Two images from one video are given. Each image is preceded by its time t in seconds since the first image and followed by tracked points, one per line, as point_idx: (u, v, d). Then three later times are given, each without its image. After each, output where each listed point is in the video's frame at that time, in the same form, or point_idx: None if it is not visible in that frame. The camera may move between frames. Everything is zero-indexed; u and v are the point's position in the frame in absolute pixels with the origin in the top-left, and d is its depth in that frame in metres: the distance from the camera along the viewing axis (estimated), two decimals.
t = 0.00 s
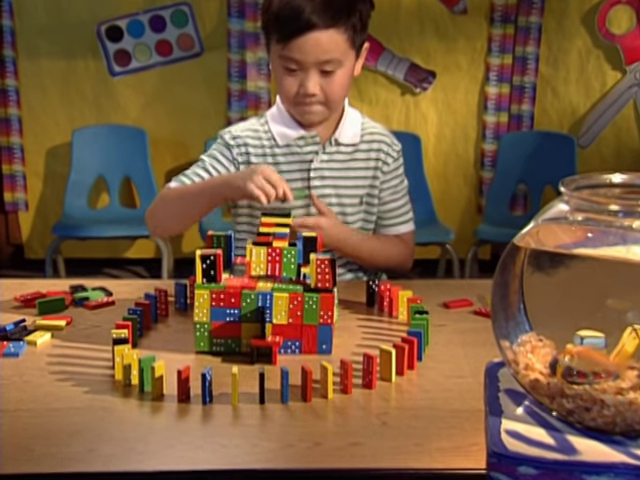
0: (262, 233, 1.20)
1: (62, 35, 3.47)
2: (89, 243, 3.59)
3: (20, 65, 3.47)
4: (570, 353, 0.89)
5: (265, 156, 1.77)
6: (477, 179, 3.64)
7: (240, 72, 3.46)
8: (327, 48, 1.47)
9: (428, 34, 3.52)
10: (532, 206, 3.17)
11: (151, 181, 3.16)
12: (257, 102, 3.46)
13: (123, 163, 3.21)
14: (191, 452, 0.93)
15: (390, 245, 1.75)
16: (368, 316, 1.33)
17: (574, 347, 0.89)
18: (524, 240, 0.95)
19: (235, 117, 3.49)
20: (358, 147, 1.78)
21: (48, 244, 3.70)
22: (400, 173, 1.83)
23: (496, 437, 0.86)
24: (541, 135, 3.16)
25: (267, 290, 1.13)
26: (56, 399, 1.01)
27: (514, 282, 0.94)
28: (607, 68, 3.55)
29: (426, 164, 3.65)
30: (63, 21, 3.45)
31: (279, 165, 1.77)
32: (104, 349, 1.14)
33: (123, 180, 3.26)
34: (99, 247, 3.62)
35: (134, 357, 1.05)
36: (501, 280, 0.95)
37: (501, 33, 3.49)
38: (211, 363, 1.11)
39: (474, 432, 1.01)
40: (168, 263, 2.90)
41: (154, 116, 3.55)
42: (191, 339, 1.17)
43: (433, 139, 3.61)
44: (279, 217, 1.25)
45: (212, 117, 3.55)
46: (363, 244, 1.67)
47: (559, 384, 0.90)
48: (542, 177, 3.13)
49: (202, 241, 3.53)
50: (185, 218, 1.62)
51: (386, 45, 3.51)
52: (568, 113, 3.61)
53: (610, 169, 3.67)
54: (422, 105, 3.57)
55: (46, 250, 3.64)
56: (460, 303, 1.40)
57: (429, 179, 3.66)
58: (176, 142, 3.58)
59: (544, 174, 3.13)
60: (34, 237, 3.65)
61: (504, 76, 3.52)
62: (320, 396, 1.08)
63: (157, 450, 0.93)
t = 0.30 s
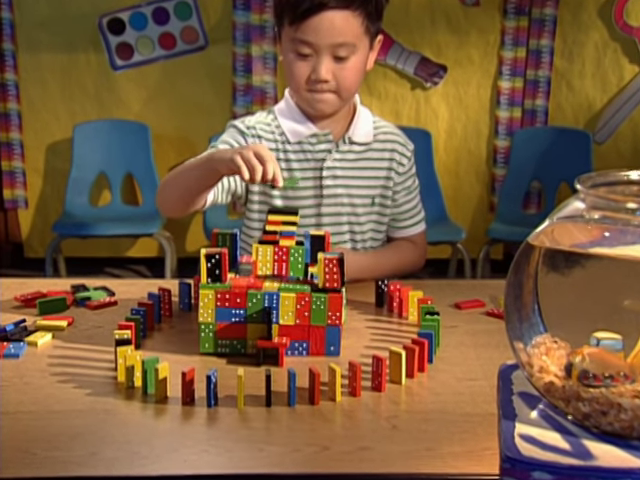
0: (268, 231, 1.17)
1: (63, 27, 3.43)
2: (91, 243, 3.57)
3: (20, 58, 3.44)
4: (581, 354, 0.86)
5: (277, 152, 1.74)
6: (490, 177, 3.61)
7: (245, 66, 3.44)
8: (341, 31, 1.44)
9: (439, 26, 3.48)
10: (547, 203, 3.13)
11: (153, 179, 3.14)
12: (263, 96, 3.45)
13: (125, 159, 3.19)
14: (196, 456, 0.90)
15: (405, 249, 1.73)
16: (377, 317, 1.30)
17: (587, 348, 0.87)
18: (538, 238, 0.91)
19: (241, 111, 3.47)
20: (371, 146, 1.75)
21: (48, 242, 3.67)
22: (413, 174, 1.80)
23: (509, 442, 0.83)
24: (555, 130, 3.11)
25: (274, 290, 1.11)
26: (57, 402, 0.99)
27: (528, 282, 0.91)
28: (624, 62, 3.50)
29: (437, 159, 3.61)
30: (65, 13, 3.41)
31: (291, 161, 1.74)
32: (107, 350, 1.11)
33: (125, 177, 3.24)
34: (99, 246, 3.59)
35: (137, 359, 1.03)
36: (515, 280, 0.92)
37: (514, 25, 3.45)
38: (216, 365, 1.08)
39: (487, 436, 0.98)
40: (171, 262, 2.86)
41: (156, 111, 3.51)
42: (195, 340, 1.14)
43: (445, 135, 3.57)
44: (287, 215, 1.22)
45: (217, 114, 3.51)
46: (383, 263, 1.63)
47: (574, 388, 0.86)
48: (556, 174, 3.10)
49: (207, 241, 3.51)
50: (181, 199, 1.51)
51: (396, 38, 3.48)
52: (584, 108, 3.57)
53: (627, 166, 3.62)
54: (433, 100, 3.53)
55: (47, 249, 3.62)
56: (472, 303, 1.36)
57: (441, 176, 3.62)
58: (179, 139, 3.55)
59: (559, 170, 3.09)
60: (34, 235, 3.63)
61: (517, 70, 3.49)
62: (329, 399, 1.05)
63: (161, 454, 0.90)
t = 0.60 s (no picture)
0: (275, 230, 1.13)
1: (63, 18, 3.40)
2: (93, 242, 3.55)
3: (20, 51, 3.42)
4: (592, 355, 0.85)
5: (287, 149, 1.71)
6: (503, 174, 3.56)
7: (251, 59, 3.42)
8: (357, 21, 1.42)
9: (452, 19, 3.41)
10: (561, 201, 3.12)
11: (155, 175, 3.12)
12: (269, 91, 3.42)
13: (127, 155, 3.17)
14: (201, 461, 0.87)
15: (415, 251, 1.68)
16: (387, 318, 1.26)
17: (596, 350, 0.85)
18: (554, 237, 0.87)
19: (246, 106, 3.44)
20: (383, 145, 1.72)
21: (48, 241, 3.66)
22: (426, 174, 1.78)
23: (524, 446, 0.80)
24: (571, 126, 3.08)
25: (280, 290, 1.08)
26: (57, 404, 0.96)
27: (543, 282, 0.87)
28: None
29: (448, 155, 3.58)
30: (65, 5, 3.38)
31: (301, 159, 1.71)
32: (109, 351, 1.09)
33: (127, 173, 3.22)
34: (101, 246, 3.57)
35: (141, 360, 1.00)
36: (530, 280, 0.88)
37: (529, 17, 3.34)
38: (221, 368, 1.05)
39: (500, 441, 0.94)
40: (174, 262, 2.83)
41: (159, 105, 3.48)
42: (200, 341, 1.12)
43: (456, 130, 3.54)
44: (295, 213, 1.14)
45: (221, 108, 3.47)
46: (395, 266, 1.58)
47: (591, 391, 0.83)
48: (571, 172, 3.10)
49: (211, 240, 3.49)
50: (185, 199, 1.48)
51: (407, 30, 3.45)
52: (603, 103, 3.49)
53: None
54: (444, 94, 3.50)
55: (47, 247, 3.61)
56: (485, 305, 1.33)
57: (453, 173, 3.58)
58: (183, 136, 3.50)
59: (574, 168, 3.10)
60: (34, 233, 3.62)
61: (531, 64, 3.39)
62: (337, 402, 1.02)
63: (165, 458, 0.87)
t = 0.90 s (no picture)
0: (281, 228, 1.10)
1: (63, 9, 3.39)
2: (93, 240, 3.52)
3: (17, 43, 3.40)
4: (608, 358, 0.81)
5: (295, 146, 1.68)
6: (517, 170, 3.49)
7: (256, 52, 3.37)
8: (371, 15, 1.39)
9: (463, 10, 3.40)
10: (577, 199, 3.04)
11: (157, 170, 3.06)
12: (274, 84, 3.37)
13: (128, 150, 3.11)
14: (205, 465, 0.84)
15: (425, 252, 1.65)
16: (396, 319, 1.23)
17: (613, 351, 0.81)
18: (570, 236, 0.84)
19: (251, 100, 3.39)
20: (395, 142, 1.69)
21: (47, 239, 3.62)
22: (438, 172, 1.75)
23: (539, 452, 0.77)
24: (588, 121, 3.01)
25: (287, 290, 1.05)
26: (57, 407, 0.93)
27: (559, 282, 0.84)
28: None
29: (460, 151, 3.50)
30: None
31: (309, 157, 1.68)
32: (110, 353, 1.06)
33: (128, 169, 3.16)
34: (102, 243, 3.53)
35: (143, 362, 0.97)
36: (545, 279, 0.85)
37: (544, 8, 3.34)
38: (225, 370, 1.02)
39: (515, 447, 0.91)
40: (178, 261, 2.80)
41: (161, 100, 3.45)
42: (204, 342, 1.09)
43: (468, 126, 3.47)
44: (302, 210, 1.11)
45: (224, 104, 3.44)
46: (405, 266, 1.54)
47: (609, 395, 0.79)
48: (587, 167, 3.01)
49: (214, 239, 3.47)
50: (189, 198, 1.45)
51: (418, 22, 3.40)
52: (619, 95, 3.46)
53: None
54: (456, 88, 3.44)
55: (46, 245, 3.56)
56: (498, 305, 1.29)
57: (464, 170, 3.51)
58: (186, 129, 3.47)
59: (590, 164, 3.01)
60: (33, 231, 3.58)
61: (547, 57, 3.38)
62: (345, 406, 0.99)
63: (168, 463, 0.84)
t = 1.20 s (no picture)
0: (287, 225, 1.07)
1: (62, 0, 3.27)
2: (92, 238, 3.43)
3: (13, 34, 3.28)
4: (633, 361, 0.78)
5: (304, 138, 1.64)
6: (531, 166, 3.44)
7: (260, 43, 3.28)
8: (393, 9, 1.34)
9: None
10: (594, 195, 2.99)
11: (159, 166, 2.99)
12: (279, 77, 3.27)
13: (128, 145, 3.03)
14: (209, 471, 0.81)
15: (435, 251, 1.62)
16: (406, 320, 1.20)
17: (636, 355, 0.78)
18: (586, 233, 0.80)
19: (255, 93, 3.31)
20: (408, 135, 1.65)
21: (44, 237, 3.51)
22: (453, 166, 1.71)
23: (554, 457, 0.74)
24: (605, 115, 2.96)
25: (293, 289, 1.01)
26: (55, 410, 0.90)
27: (575, 282, 0.80)
28: None
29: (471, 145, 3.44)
30: None
31: (319, 148, 1.64)
32: (110, 354, 1.03)
33: (128, 163, 3.09)
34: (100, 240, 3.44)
35: (144, 364, 0.94)
36: (560, 279, 0.81)
37: None
38: (229, 372, 0.99)
39: (529, 452, 0.88)
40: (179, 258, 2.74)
41: (162, 93, 3.35)
42: (207, 344, 1.06)
43: (481, 119, 3.41)
44: (307, 208, 1.10)
45: (229, 98, 3.36)
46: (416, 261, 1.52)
47: (627, 399, 0.76)
48: (603, 163, 2.96)
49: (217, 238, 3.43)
50: (197, 194, 1.42)
51: (429, 12, 3.32)
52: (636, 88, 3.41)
53: None
54: (468, 80, 3.37)
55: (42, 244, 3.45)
56: (511, 306, 1.25)
57: (477, 166, 3.45)
58: (187, 124, 3.38)
59: (606, 159, 2.96)
60: (28, 228, 3.47)
61: (562, 48, 3.32)
62: (353, 409, 0.96)
63: (170, 468, 0.81)
